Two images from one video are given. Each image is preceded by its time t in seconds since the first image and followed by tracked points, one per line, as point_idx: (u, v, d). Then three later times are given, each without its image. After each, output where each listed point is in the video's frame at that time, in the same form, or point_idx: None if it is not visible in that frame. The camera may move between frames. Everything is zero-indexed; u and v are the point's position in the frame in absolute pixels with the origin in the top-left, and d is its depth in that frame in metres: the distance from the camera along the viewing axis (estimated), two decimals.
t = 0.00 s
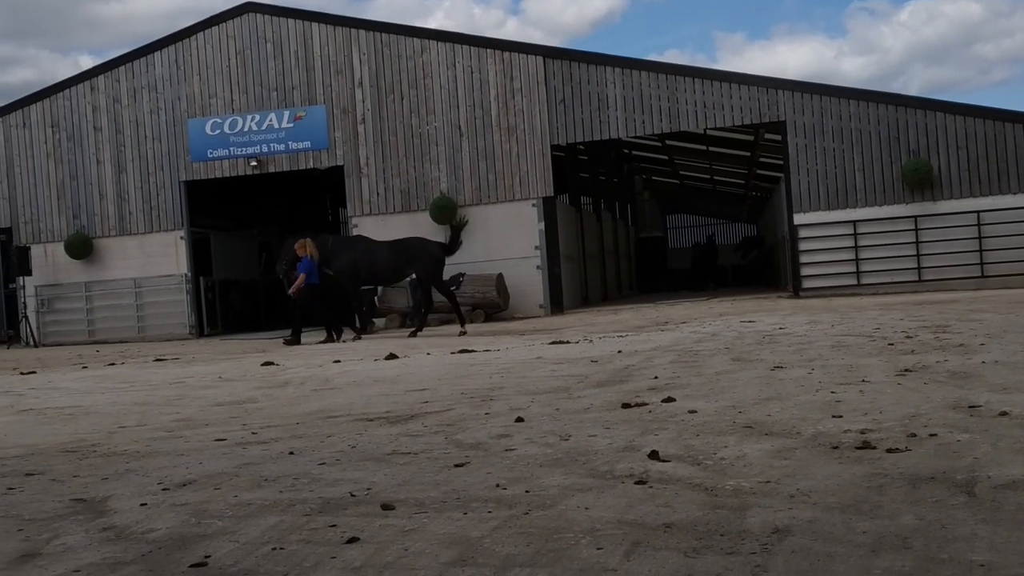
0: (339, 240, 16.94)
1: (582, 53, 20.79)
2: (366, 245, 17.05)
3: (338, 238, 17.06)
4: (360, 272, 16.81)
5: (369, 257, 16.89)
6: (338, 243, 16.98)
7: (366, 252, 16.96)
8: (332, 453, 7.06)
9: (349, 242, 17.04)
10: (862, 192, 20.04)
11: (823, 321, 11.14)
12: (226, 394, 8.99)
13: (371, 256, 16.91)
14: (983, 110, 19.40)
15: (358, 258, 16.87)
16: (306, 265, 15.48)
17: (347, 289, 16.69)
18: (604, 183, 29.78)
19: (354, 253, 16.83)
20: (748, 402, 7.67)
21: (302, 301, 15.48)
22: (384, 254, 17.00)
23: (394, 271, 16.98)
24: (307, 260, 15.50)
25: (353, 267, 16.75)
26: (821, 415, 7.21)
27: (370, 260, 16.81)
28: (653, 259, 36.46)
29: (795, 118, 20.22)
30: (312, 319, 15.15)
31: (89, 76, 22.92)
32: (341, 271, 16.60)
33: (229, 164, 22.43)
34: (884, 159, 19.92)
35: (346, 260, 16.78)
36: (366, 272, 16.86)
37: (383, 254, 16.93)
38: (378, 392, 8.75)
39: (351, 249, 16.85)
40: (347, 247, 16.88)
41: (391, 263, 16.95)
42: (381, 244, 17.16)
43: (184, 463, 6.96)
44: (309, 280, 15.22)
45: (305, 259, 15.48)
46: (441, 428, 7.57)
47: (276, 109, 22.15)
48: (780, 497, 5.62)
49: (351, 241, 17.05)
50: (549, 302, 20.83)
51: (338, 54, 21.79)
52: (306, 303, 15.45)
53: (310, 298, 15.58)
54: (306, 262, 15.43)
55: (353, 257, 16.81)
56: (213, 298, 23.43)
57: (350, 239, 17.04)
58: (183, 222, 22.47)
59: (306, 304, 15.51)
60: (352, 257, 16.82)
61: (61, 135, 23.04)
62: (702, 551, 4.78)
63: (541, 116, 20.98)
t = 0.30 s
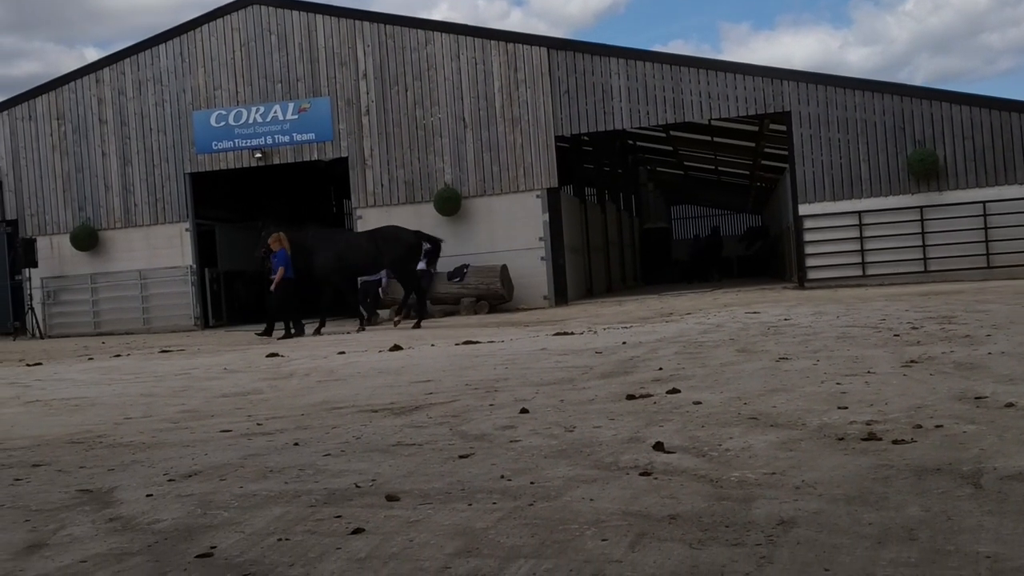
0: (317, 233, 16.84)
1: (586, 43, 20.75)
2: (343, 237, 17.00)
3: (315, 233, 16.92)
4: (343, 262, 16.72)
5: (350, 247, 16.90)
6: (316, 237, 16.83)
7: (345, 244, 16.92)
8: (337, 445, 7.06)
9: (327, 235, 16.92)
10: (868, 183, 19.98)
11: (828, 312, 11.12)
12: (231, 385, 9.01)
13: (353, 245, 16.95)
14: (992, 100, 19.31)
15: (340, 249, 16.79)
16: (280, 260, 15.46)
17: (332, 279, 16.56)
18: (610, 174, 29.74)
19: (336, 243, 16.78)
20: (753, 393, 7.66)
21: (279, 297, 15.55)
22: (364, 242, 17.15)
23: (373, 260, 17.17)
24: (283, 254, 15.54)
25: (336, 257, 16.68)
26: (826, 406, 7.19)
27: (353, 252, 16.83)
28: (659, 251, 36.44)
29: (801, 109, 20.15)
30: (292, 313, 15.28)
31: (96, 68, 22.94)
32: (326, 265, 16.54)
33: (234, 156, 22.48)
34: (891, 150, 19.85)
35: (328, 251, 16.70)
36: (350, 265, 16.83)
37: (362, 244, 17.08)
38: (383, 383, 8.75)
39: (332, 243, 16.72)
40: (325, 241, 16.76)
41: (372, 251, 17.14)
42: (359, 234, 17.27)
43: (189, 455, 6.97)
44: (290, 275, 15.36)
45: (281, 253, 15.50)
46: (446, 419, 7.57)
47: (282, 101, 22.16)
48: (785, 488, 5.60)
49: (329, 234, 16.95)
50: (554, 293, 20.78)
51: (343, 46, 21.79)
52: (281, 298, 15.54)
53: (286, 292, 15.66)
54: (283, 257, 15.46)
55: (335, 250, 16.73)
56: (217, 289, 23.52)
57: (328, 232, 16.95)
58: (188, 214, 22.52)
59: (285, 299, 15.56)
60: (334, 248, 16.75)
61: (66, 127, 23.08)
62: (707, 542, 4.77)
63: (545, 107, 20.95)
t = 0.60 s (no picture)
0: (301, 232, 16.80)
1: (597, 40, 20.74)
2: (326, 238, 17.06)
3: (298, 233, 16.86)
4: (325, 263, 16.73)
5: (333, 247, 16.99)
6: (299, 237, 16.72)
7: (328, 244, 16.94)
8: (349, 442, 7.07)
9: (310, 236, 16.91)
10: (879, 180, 19.94)
11: (840, 309, 11.10)
12: (243, 383, 9.02)
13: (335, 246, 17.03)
14: (1003, 96, 19.26)
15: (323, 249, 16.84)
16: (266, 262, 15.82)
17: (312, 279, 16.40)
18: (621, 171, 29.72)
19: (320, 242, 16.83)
20: (766, 390, 7.65)
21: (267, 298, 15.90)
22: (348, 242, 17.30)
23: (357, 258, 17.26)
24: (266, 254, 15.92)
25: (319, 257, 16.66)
26: (839, 403, 7.18)
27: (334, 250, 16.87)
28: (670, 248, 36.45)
29: (812, 105, 20.12)
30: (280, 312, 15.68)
31: (106, 66, 22.98)
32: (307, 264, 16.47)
33: (245, 153, 22.50)
34: (902, 146, 19.80)
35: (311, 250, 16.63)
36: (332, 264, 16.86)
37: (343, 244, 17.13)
38: (395, 381, 8.76)
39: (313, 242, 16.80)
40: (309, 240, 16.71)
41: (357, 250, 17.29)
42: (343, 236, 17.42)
43: (201, 452, 6.98)
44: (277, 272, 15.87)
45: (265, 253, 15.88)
46: (457, 416, 7.57)
47: (292, 99, 22.19)
48: (797, 485, 5.60)
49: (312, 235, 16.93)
50: (565, 290, 20.83)
51: (353, 43, 21.80)
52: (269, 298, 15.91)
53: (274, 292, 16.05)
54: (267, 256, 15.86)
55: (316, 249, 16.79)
56: (230, 286, 23.52)
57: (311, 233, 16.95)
58: (200, 212, 22.55)
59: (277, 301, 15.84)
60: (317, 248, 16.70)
61: (78, 125, 23.12)
62: (719, 539, 4.77)
63: (557, 104, 20.95)
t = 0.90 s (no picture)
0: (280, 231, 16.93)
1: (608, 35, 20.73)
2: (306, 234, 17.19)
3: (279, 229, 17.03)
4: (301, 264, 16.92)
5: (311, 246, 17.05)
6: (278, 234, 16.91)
7: (307, 240, 17.09)
8: (361, 437, 7.08)
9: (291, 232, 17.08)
10: (890, 175, 19.89)
11: (851, 304, 11.09)
12: (255, 378, 9.04)
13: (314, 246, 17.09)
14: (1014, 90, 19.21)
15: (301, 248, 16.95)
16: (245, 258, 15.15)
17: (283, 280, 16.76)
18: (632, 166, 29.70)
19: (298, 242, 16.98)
20: (778, 386, 7.65)
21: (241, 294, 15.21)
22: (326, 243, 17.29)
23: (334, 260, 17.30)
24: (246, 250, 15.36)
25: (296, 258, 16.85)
26: (851, 398, 7.17)
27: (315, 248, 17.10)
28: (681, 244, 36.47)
29: (824, 101, 20.07)
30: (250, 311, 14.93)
31: (118, 62, 23.02)
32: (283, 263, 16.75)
33: (256, 149, 22.55)
34: (913, 142, 19.75)
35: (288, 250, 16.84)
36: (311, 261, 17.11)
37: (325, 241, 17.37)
38: (407, 376, 8.77)
39: (293, 240, 16.94)
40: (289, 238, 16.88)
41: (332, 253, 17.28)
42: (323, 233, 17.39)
43: (214, 446, 7.00)
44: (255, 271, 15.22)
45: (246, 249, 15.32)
46: (469, 412, 7.58)
47: (303, 95, 22.23)
48: (810, 481, 5.59)
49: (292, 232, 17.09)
50: (576, 285, 20.82)
51: (364, 38, 21.81)
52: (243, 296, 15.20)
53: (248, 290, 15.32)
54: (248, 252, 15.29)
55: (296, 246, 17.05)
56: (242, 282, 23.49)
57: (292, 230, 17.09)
58: (211, 207, 22.59)
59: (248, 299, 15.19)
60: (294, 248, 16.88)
61: (89, 121, 23.17)
62: (731, 535, 4.77)
63: (568, 99, 20.93)
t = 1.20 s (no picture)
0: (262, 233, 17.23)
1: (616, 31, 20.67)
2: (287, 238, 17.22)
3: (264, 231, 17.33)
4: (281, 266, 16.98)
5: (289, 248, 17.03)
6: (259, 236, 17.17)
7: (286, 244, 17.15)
8: (369, 435, 7.08)
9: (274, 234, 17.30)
10: (899, 170, 19.81)
11: (860, 301, 11.05)
12: (264, 375, 9.06)
13: (293, 248, 17.04)
14: None
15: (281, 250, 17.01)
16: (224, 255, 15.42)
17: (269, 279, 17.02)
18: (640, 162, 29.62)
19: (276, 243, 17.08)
20: (787, 383, 7.63)
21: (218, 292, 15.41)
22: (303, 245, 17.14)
23: (311, 263, 17.07)
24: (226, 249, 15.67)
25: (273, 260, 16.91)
26: (860, 396, 7.15)
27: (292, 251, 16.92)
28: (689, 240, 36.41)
29: (834, 96, 19.99)
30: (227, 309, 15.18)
31: (126, 60, 23.06)
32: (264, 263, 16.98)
33: (263, 147, 22.55)
34: (923, 137, 19.66)
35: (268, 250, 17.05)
36: (290, 263, 17.00)
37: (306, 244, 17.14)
38: (414, 374, 8.77)
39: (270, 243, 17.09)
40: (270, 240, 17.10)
41: (308, 257, 17.06)
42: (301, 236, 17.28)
43: (222, 444, 7.01)
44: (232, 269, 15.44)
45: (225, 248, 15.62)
46: (477, 409, 7.58)
47: (310, 92, 22.22)
48: (819, 478, 5.57)
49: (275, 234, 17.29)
50: (584, 283, 20.82)
51: (371, 35, 21.81)
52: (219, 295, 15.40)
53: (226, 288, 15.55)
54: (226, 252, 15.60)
55: (277, 247, 17.05)
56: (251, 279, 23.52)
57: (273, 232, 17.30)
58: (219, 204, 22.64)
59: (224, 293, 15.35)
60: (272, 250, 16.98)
61: (98, 119, 23.22)
62: (740, 532, 4.75)
63: (575, 96, 20.90)
